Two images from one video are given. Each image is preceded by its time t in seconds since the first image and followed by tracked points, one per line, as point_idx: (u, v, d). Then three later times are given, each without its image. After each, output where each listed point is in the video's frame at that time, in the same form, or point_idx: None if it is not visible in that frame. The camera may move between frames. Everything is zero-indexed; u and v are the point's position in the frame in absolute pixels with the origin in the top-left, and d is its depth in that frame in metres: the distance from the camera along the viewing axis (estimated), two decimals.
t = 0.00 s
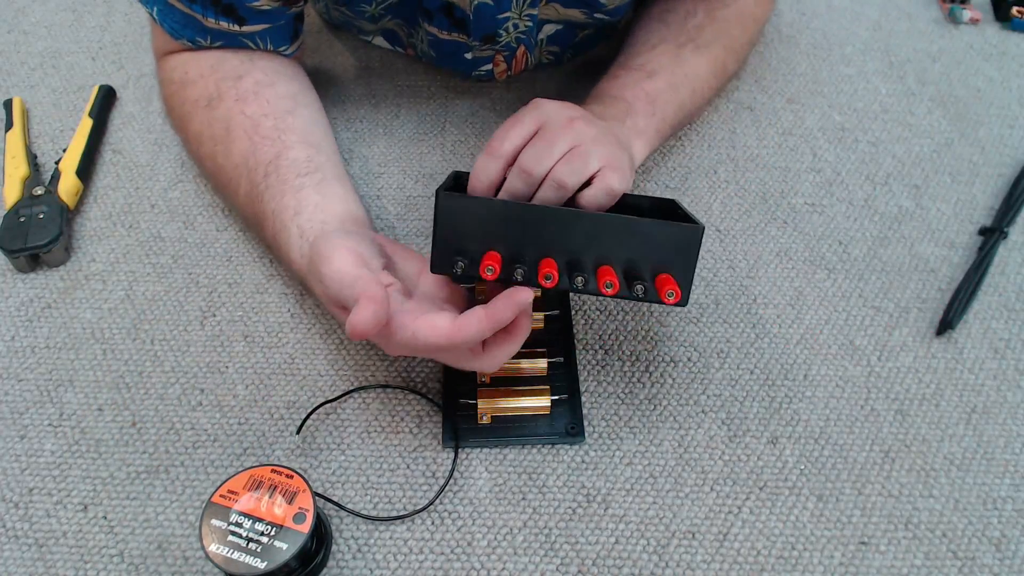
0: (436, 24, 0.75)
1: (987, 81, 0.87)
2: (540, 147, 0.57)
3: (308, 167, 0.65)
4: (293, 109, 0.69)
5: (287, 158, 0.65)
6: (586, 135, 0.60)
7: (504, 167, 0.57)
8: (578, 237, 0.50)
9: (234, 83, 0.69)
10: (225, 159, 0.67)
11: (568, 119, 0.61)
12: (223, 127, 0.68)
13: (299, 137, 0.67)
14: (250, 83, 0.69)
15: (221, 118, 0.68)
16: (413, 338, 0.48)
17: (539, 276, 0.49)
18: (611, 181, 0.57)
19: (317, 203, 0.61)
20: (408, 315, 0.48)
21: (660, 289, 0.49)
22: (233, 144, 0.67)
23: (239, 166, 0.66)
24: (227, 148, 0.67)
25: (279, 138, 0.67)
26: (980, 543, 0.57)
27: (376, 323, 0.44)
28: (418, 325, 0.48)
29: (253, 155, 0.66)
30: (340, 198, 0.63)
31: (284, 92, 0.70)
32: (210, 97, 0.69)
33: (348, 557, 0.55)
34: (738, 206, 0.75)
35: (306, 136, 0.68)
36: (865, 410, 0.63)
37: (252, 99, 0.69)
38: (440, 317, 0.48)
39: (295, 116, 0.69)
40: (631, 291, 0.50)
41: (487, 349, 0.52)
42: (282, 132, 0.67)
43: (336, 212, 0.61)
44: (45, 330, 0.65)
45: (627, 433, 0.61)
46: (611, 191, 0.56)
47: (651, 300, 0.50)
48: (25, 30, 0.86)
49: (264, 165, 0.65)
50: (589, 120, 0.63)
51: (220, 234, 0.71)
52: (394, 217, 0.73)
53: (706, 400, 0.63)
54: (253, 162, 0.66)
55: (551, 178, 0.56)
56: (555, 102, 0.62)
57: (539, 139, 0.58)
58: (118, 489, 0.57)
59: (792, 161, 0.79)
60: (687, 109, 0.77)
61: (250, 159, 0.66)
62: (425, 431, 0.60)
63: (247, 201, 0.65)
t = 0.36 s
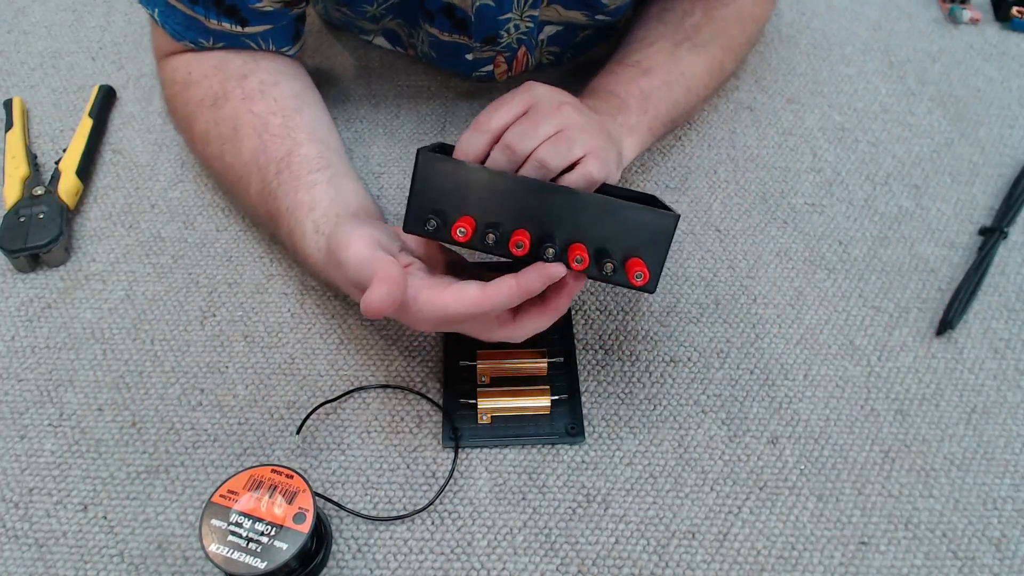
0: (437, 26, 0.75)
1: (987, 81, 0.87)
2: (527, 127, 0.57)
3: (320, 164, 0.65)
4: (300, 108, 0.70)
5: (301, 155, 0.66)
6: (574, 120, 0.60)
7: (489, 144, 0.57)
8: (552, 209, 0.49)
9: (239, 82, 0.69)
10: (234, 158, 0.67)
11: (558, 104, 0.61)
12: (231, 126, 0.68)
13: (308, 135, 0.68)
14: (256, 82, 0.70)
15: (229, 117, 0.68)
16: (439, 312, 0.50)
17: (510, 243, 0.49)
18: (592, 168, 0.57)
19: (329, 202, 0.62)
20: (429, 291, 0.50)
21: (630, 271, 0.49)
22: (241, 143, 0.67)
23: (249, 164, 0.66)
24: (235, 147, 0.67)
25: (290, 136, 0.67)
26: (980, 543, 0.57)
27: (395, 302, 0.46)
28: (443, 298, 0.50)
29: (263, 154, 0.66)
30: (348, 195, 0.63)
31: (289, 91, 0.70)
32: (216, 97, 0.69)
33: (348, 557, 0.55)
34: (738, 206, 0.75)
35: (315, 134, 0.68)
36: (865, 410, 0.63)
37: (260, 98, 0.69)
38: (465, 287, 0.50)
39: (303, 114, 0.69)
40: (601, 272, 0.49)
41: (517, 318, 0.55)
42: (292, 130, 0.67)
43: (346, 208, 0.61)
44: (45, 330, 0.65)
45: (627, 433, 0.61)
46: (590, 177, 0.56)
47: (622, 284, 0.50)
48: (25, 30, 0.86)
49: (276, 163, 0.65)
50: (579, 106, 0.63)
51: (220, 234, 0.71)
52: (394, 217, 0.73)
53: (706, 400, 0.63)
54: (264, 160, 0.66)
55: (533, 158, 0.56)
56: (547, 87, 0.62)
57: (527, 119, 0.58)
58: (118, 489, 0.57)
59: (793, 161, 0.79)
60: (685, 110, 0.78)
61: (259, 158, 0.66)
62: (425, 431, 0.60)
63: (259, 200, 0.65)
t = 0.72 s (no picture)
0: (437, 26, 0.75)
1: (987, 81, 0.87)
2: (542, 139, 0.57)
3: (316, 163, 0.65)
4: (298, 108, 0.69)
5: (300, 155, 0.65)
6: (586, 129, 0.60)
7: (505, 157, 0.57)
8: (581, 222, 0.49)
9: (239, 82, 0.69)
10: (232, 158, 0.67)
11: (570, 114, 0.61)
12: (229, 127, 0.68)
13: (305, 135, 0.67)
14: (255, 82, 0.69)
15: (228, 117, 0.68)
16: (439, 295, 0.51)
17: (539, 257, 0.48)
18: (609, 177, 0.57)
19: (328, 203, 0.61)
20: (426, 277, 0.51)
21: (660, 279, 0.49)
22: (238, 144, 0.67)
23: (246, 164, 0.66)
24: (232, 148, 0.67)
25: (289, 136, 0.67)
26: (980, 543, 0.57)
27: (388, 276, 0.48)
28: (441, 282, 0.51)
29: (260, 154, 0.66)
30: (344, 196, 0.63)
31: (288, 91, 0.70)
32: (215, 96, 0.69)
33: (348, 557, 0.55)
34: (738, 206, 0.75)
35: (312, 134, 0.68)
36: (865, 410, 0.63)
37: (258, 99, 0.68)
38: (463, 272, 0.51)
39: (301, 115, 0.69)
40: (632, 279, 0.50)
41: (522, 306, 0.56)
42: (289, 130, 0.67)
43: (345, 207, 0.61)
44: (45, 330, 0.65)
45: (627, 433, 0.61)
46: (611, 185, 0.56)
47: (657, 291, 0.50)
48: (25, 30, 0.86)
49: (272, 163, 0.65)
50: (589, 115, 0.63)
51: (220, 234, 0.71)
52: (394, 217, 0.73)
53: (706, 400, 0.63)
54: (261, 160, 0.66)
55: (550, 170, 0.56)
56: (557, 96, 0.62)
57: (541, 130, 0.58)
58: (118, 489, 0.57)
59: (793, 161, 0.79)
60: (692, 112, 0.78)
61: (256, 158, 0.66)
62: (425, 432, 0.60)
63: (255, 200, 0.65)
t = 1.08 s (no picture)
0: (438, 27, 0.75)
1: (987, 81, 0.87)
2: (569, 158, 0.59)
3: (291, 174, 0.64)
4: (282, 115, 0.69)
5: (273, 165, 0.65)
6: (612, 145, 0.62)
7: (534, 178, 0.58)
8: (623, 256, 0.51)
9: (225, 87, 0.69)
10: (209, 162, 0.67)
11: (594, 130, 0.62)
12: (210, 132, 0.68)
13: (284, 143, 0.67)
14: (241, 88, 0.69)
15: (211, 122, 0.68)
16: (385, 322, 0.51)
17: (584, 295, 0.50)
18: (638, 192, 0.58)
19: (300, 215, 0.61)
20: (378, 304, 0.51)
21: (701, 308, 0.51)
22: (216, 149, 0.67)
23: (221, 169, 0.66)
24: (210, 153, 0.67)
25: (268, 143, 0.66)
26: (980, 543, 0.57)
27: (348, 296, 0.45)
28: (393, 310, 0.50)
29: (235, 160, 0.66)
30: (319, 208, 0.62)
31: (274, 98, 0.70)
32: (201, 100, 0.69)
33: (348, 557, 0.55)
34: (738, 206, 0.75)
35: (291, 142, 0.67)
36: (865, 410, 0.63)
37: (241, 105, 0.69)
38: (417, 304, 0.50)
39: (284, 122, 0.69)
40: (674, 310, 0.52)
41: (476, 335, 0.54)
42: (268, 138, 0.67)
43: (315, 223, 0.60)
44: (45, 330, 0.65)
45: (627, 433, 0.61)
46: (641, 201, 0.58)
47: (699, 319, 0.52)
48: (25, 30, 0.86)
49: (246, 170, 0.65)
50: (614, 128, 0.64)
51: (220, 234, 0.71)
52: (394, 217, 0.73)
53: (706, 400, 0.63)
54: (236, 166, 0.66)
55: (580, 189, 0.58)
56: (580, 111, 0.63)
57: (567, 150, 0.59)
58: (118, 489, 0.57)
59: (793, 161, 0.79)
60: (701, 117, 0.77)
61: (232, 164, 0.66)
62: (425, 432, 0.60)
63: (228, 206, 0.65)
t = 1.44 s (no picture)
0: (439, 27, 0.75)
1: (987, 81, 0.87)
2: (563, 156, 0.59)
3: (293, 167, 0.64)
4: (282, 111, 0.69)
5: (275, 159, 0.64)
6: (607, 143, 0.62)
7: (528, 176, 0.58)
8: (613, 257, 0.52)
9: (225, 83, 0.69)
10: (209, 157, 0.67)
11: (590, 128, 0.62)
12: (210, 127, 0.68)
13: (285, 139, 0.67)
14: (241, 84, 0.69)
15: (211, 117, 0.68)
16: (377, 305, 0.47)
17: (573, 295, 0.51)
18: (631, 191, 0.58)
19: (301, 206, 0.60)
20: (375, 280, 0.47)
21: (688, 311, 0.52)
22: (216, 143, 0.67)
23: (222, 164, 0.66)
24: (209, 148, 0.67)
25: (269, 139, 0.66)
26: (980, 543, 0.57)
27: (342, 256, 0.42)
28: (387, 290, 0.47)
29: (236, 155, 0.66)
30: (319, 201, 0.62)
31: (274, 95, 0.70)
32: (201, 95, 0.69)
33: (348, 557, 0.55)
34: (738, 206, 0.75)
35: (292, 138, 0.67)
36: (865, 410, 0.63)
37: (242, 101, 0.68)
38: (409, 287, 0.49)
39: (284, 118, 0.68)
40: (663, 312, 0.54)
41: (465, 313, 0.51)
42: (268, 133, 0.66)
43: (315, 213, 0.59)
44: (45, 330, 0.65)
45: (627, 433, 0.61)
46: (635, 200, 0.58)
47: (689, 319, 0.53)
48: (25, 30, 0.86)
49: (247, 163, 0.65)
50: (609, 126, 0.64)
51: (220, 234, 0.71)
52: (394, 217, 0.73)
53: (706, 400, 0.63)
54: (236, 160, 0.65)
55: (573, 187, 0.58)
56: (575, 110, 0.63)
57: (561, 147, 0.59)
58: (118, 489, 0.57)
59: (793, 160, 0.79)
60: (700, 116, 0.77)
61: (232, 158, 0.66)
62: (425, 432, 0.60)
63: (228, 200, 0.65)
